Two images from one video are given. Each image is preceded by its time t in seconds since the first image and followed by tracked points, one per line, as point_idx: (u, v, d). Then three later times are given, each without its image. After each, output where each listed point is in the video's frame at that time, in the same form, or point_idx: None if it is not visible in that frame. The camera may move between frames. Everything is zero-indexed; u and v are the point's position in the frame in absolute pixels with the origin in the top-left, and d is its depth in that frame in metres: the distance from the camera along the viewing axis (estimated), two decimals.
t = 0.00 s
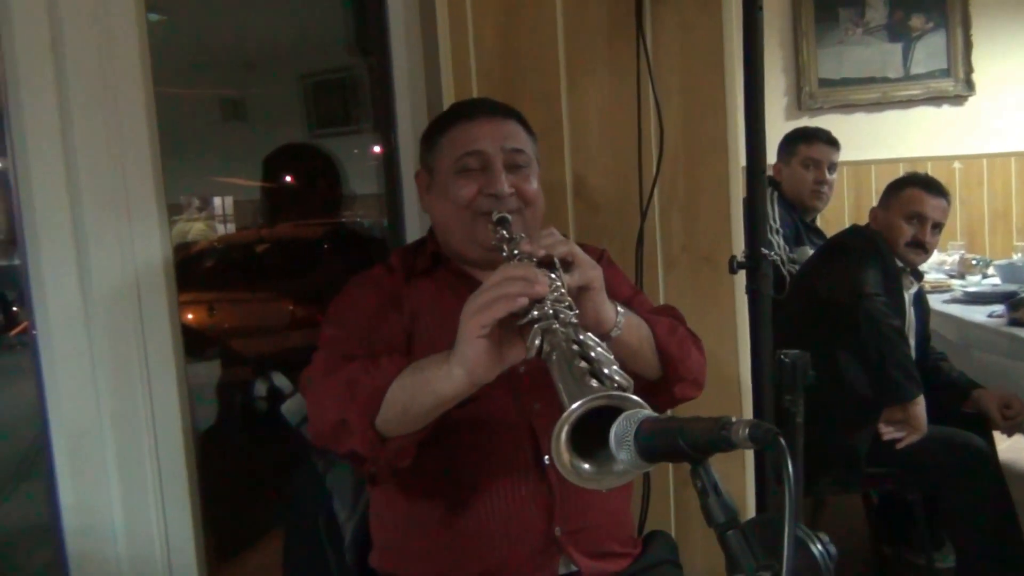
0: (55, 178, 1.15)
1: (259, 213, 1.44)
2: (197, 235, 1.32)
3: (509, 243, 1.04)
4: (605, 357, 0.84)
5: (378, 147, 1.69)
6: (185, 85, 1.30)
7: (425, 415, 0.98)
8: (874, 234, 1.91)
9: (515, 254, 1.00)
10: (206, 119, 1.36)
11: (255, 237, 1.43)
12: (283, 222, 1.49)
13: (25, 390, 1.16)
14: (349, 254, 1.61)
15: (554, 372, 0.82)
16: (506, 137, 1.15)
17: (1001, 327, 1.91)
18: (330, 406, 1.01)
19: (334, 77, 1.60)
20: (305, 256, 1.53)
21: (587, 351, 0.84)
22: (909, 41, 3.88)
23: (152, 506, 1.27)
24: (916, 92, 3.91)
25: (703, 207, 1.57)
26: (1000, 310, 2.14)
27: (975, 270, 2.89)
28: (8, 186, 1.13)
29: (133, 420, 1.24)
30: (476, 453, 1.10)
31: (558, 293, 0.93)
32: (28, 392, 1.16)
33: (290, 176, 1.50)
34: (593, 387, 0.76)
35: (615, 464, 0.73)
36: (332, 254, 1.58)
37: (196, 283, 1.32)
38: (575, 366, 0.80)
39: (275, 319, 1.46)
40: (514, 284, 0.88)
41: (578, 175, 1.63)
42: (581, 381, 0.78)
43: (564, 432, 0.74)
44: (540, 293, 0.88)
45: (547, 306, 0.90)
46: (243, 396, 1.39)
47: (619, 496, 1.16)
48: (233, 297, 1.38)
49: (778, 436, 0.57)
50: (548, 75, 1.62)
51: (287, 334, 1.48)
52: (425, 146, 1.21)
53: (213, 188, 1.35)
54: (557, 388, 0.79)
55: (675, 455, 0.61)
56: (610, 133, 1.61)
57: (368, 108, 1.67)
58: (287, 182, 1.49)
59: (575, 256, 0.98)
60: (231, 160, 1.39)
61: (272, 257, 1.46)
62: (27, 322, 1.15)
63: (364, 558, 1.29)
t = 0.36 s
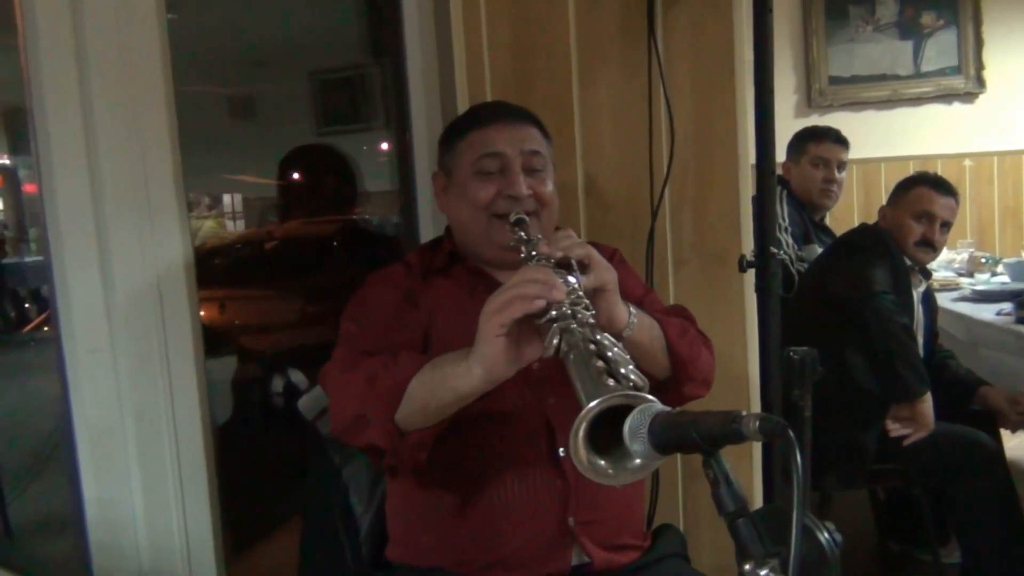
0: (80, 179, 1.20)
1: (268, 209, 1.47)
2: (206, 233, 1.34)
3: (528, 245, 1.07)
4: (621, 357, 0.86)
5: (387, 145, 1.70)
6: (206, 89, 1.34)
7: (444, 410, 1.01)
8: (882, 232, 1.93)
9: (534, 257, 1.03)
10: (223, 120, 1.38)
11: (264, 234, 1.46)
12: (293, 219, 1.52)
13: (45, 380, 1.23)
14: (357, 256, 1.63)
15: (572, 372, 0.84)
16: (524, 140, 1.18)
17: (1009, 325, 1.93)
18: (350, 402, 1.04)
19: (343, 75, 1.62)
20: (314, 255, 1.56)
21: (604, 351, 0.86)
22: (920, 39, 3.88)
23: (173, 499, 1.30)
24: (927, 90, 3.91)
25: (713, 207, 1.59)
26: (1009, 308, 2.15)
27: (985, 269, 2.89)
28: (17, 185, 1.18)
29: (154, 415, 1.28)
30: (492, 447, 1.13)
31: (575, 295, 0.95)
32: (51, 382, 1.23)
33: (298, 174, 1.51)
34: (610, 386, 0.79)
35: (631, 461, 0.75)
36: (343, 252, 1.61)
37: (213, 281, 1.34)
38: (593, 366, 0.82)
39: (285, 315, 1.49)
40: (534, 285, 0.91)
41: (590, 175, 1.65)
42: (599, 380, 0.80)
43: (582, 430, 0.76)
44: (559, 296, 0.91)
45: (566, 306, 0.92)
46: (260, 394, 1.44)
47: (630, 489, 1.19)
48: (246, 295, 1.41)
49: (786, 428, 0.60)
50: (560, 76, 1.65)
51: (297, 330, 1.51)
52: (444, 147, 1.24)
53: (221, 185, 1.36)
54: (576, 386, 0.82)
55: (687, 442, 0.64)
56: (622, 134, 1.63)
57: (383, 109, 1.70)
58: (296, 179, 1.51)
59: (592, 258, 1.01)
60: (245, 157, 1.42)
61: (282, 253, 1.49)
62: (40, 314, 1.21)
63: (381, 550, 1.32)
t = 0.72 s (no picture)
0: (100, 177, 1.23)
1: (267, 208, 1.47)
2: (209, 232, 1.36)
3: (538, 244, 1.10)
4: (628, 349, 0.89)
5: (385, 144, 1.72)
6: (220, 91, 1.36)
7: (456, 402, 1.04)
8: (884, 232, 1.95)
9: (545, 254, 1.06)
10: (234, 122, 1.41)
11: (265, 234, 1.46)
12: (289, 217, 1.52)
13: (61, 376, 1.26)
14: (361, 255, 1.67)
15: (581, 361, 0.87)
16: (534, 142, 1.21)
17: (1011, 324, 1.95)
18: (365, 392, 1.07)
19: (351, 77, 1.65)
20: (313, 257, 1.57)
21: (613, 344, 0.89)
22: (924, 37, 3.90)
23: (186, 492, 1.34)
24: (931, 88, 3.93)
25: (716, 206, 1.61)
26: (1010, 307, 2.18)
27: (987, 269, 2.92)
28: (18, 183, 1.21)
29: (170, 410, 1.31)
30: (501, 439, 1.16)
31: (584, 291, 0.98)
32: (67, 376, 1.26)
33: (296, 172, 1.53)
34: (618, 374, 0.81)
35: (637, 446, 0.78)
36: (342, 248, 1.63)
37: (223, 275, 1.38)
38: (602, 356, 0.85)
39: (286, 311, 1.51)
40: (544, 281, 0.94)
41: (596, 176, 1.68)
42: (608, 369, 0.83)
43: (590, 415, 0.80)
44: (569, 292, 0.94)
45: (575, 301, 0.95)
46: (271, 391, 1.47)
47: (634, 482, 1.21)
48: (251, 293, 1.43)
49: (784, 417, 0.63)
50: (567, 78, 1.67)
51: (297, 330, 1.53)
52: (454, 150, 1.27)
53: (219, 184, 1.37)
54: (586, 375, 0.84)
55: (691, 432, 0.67)
56: (627, 134, 1.66)
57: (392, 111, 1.73)
58: (294, 177, 1.52)
59: (601, 259, 1.04)
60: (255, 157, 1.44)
61: (284, 251, 1.51)
62: (42, 313, 1.25)
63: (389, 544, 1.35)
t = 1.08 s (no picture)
0: (115, 182, 1.31)
1: (263, 204, 1.53)
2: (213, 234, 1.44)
3: (539, 244, 1.14)
4: (627, 346, 0.92)
5: (375, 138, 1.72)
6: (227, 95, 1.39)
7: (460, 397, 1.07)
8: (879, 232, 1.98)
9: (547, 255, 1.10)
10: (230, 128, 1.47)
11: (258, 232, 1.52)
12: (285, 214, 1.57)
13: (66, 371, 1.34)
14: (362, 254, 1.69)
15: (582, 358, 0.89)
16: (536, 146, 1.24)
17: (1005, 323, 1.99)
18: (371, 387, 1.10)
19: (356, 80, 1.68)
20: (309, 251, 1.61)
21: (611, 342, 0.92)
22: (921, 35, 3.93)
23: (194, 487, 1.42)
24: (928, 85, 3.95)
25: (712, 209, 1.63)
26: (1003, 306, 2.21)
27: (982, 267, 2.94)
28: (11, 179, 1.29)
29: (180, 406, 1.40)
30: (502, 434, 1.19)
31: (584, 290, 1.02)
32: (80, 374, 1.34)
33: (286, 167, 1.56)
34: (617, 369, 0.84)
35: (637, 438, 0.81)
36: (334, 246, 1.65)
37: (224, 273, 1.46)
38: (602, 352, 0.88)
39: (279, 307, 1.55)
40: (545, 281, 0.97)
41: (594, 178, 1.71)
42: (607, 364, 0.85)
43: (590, 409, 0.82)
44: (570, 291, 0.97)
45: (576, 300, 0.98)
46: (275, 385, 1.54)
47: (631, 478, 1.24)
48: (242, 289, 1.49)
49: (783, 413, 0.66)
50: (567, 82, 1.70)
51: (286, 331, 1.56)
52: (458, 154, 1.30)
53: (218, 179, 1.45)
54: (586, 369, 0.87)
55: (692, 427, 0.70)
56: (626, 137, 1.69)
57: (395, 113, 1.75)
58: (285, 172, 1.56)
59: (601, 261, 1.07)
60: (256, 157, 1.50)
61: (277, 246, 1.55)
62: (35, 310, 1.31)
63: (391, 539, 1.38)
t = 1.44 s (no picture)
0: (126, 189, 1.41)
1: (256, 200, 1.56)
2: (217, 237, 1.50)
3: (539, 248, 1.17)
4: (630, 348, 0.95)
5: (368, 134, 1.73)
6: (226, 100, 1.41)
7: (463, 397, 1.09)
8: (871, 234, 2.01)
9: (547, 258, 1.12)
10: (228, 132, 1.52)
11: (252, 230, 1.56)
12: (284, 213, 1.61)
13: (60, 363, 1.44)
14: (359, 253, 1.72)
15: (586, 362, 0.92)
16: (534, 152, 1.26)
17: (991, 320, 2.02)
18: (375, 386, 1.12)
19: (353, 83, 1.70)
20: (301, 247, 1.63)
21: (613, 345, 0.94)
22: (915, 33, 3.95)
23: (193, 477, 1.49)
24: (920, 84, 3.97)
25: (706, 210, 1.66)
26: (992, 304, 2.24)
27: (973, 265, 2.98)
28: (5, 173, 1.40)
29: (180, 401, 1.47)
30: (499, 433, 1.22)
31: (586, 294, 1.03)
32: (89, 368, 1.44)
33: (278, 162, 1.59)
34: (620, 371, 0.87)
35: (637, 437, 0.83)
36: (330, 243, 1.68)
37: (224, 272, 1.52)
38: (605, 355, 0.91)
39: (273, 301, 1.59)
40: (547, 284, 0.99)
41: (589, 180, 1.71)
42: (611, 367, 0.88)
43: (596, 409, 0.85)
44: (572, 294, 0.99)
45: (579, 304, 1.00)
46: (274, 383, 1.60)
47: (623, 475, 1.27)
48: (235, 285, 1.53)
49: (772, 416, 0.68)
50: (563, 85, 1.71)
51: (282, 324, 1.61)
52: (456, 162, 1.32)
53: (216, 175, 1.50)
54: (590, 372, 0.90)
55: (685, 428, 0.72)
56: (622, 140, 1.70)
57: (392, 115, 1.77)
58: (275, 167, 1.59)
59: (601, 265, 1.10)
60: (252, 163, 1.55)
61: (270, 242, 1.59)
62: (30, 305, 1.42)
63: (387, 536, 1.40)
